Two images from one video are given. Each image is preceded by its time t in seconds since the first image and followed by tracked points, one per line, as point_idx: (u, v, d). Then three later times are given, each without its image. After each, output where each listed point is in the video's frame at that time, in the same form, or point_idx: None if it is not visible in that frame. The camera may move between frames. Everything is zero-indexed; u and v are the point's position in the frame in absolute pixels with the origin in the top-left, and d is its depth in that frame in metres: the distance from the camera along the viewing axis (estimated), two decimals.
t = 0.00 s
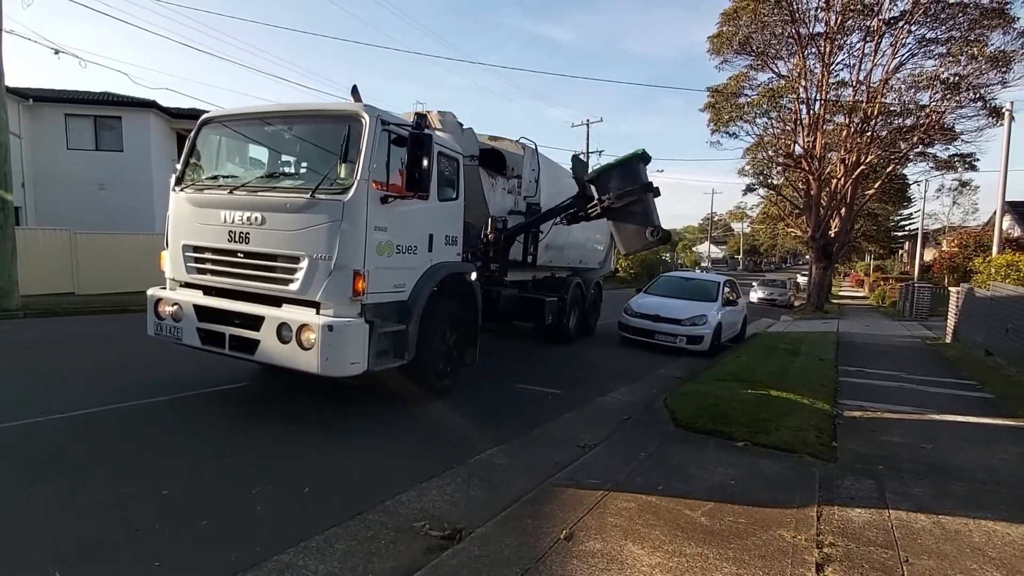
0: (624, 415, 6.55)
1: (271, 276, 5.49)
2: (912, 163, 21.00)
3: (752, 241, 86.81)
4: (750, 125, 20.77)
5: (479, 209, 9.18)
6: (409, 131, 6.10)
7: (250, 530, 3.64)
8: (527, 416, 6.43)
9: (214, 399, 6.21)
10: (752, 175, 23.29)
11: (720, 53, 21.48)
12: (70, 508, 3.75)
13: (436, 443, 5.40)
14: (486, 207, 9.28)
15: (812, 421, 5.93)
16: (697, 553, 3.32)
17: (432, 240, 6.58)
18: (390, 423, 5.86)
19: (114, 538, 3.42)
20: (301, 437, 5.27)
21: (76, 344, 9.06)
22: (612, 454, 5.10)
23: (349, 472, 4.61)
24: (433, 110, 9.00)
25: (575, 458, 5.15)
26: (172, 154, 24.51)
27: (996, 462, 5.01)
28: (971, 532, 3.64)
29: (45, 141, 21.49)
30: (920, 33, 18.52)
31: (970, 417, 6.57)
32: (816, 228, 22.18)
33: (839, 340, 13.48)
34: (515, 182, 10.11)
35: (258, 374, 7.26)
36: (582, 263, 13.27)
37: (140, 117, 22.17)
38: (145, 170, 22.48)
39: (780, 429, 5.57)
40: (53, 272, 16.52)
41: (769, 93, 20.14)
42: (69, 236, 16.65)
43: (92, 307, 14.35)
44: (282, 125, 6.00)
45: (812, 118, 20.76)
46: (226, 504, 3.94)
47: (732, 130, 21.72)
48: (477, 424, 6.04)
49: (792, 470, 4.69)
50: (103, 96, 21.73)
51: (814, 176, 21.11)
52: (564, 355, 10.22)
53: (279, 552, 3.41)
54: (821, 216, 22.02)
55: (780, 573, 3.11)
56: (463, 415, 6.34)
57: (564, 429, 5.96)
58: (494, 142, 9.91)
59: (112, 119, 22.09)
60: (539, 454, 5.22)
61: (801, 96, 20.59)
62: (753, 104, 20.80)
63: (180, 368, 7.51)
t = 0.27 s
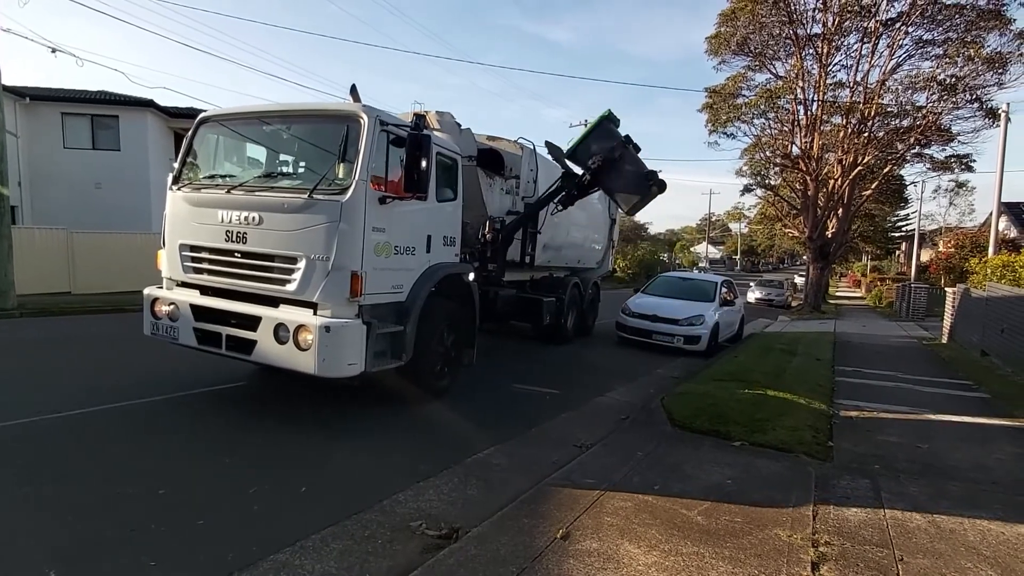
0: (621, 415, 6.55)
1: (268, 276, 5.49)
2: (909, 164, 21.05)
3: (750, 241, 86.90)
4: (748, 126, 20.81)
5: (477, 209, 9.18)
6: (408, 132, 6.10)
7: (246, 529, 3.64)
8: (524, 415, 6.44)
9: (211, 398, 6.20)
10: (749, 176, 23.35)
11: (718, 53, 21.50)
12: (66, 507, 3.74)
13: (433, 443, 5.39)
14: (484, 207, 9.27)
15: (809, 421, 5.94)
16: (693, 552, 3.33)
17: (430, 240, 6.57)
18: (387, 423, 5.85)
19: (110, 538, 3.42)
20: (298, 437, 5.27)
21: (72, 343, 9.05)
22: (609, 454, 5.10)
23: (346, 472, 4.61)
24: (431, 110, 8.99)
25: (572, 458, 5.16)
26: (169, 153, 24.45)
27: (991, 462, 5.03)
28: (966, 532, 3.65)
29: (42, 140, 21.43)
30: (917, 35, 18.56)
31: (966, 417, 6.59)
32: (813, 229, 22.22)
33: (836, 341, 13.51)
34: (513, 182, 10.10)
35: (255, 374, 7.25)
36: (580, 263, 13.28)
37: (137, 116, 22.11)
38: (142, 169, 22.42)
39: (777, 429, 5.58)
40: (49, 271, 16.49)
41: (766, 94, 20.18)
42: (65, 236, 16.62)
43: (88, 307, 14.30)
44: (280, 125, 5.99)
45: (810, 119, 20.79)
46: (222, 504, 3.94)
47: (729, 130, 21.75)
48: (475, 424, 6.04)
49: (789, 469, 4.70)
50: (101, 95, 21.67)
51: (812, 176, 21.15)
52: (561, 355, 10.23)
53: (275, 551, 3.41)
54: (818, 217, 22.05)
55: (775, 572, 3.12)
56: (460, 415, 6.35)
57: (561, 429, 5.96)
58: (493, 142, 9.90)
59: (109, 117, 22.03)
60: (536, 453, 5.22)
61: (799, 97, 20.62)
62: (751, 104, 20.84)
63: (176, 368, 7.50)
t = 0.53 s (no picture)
0: (619, 415, 6.56)
1: (266, 275, 5.48)
2: (906, 164, 21.10)
3: (748, 242, 86.98)
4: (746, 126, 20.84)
5: (475, 209, 9.18)
6: (406, 131, 6.10)
7: (243, 529, 3.64)
8: (523, 415, 6.44)
9: (208, 398, 6.20)
10: (747, 176, 23.39)
11: (716, 54, 21.54)
12: (63, 507, 3.73)
13: (431, 443, 5.39)
14: (483, 207, 9.27)
15: (806, 421, 5.95)
16: (691, 551, 3.34)
17: (428, 240, 6.57)
18: (386, 423, 5.85)
19: (108, 538, 3.42)
20: (296, 437, 5.26)
21: (69, 343, 9.02)
22: (607, 454, 5.10)
23: (344, 471, 4.61)
24: (429, 110, 8.98)
25: (570, 458, 5.16)
26: (167, 152, 24.41)
27: (987, 462, 5.05)
28: (962, 531, 3.67)
29: (39, 139, 21.38)
30: (914, 36, 18.60)
31: (963, 417, 6.61)
32: (811, 229, 22.23)
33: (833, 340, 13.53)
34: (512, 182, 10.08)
35: (253, 374, 7.24)
36: (578, 263, 13.30)
37: (135, 115, 22.06)
38: (140, 168, 22.37)
39: (774, 428, 5.60)
40: (47, 271, 16.46)
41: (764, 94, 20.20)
42: (63, 235, 16.58)
43: (85, 306, 14.26)
44: (278, 125, 5.99)
45: (807, 119, 20.82)
46: (220, 504, 3.94)
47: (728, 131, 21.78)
48: (473, 424, 6.04)
49: (787, 469, 4.71)
50: (98, 94, 21.62)
51: (809, 177, 21.17)
52: (560, 355, 10.23)
53: (273, 551, 3.41)
54: (816, 217, 22.06)
55: (772, 572, 3.13)
56: (459, 414, 6.35)
57: (559, 429, 5.96)
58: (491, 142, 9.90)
59: (107, 117, 21.98)
60: (534, 453, 5.22)
61: (797, 98, 20.65)
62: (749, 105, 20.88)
63: (174, 368, 7.49)
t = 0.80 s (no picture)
0: (617, 416, 6.56)
1: (264, 276, 5.48)
2: (904, 165, 21.14)
3: (746, 242, 87.09)
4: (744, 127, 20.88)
5: (473, 209, 9.18)
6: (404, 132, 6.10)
7: (241, 530, 3.64)
8: (521, 416, 6.45)
9: (206, 399, 6.19)
10: (746, 177, 23.44)
11: (715, 54, 21.60)
12: (60, 508, 3.73)
13: (429, 444, 5.39)
14: (481, 207, 9.27)
15: (804, 421, 5.96)
16: (689, 552, 3.34)
17: (426, 240, 6.57)
18: (384, 424, 5.84)
19: (105, 539, 3.41)
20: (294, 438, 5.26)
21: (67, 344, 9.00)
22: (606, 454, 5.10)
23: (343, 472, 4.61)
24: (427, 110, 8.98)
25: (568, 458, 5.16)
26: (166, 152, 24.39)
27: (984, 462, 5.06)
28: (958, 531, 3.68)
29: (36, 139, 21.35)
30: (912, 36, 18.64)
31: (960, 417, 6.62)
32: (809, 229, 22.24)
33: (831, 341, 13.56)
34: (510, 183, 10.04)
35: (251, 374, 7.24)
36: (576, 264, 13.30)
37: (133, 115, 22.04)
38: (138, 168, 22.34)
39: (772, 429, 5.61)
40: (44, 271, 16.43)
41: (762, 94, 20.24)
42: (60, 236, 16.56)
43: (82, 307, 14.24)
44: (275, 125, 5.99)
45: (805, 120, 20.85)
46: (218, 505, 3.94)
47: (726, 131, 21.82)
48: (471, 425, 6.04)
49: (784, 469, 4.72)
50: (96, 94, 21.60)
51: (807, 177, 21.20)
52: (558, 355, 10.23)
53: (271, 552, 3.41)
54: (814, 217, 22.07)
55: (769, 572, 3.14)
56: (457, 415, 6.35)
57: (558, 430, 5.97)
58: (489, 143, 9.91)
59: (104, 117, 21.96)
60: (532, 454, 5.23)
61: (795, 98, 20.69)
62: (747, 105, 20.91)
63: (172, 368, 7.48)
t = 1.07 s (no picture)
0: (614, 416, 6.55)
1: (260, 276, 5.46)
2: (901, 166, 21.17)
3: (744, 243, 87.16)
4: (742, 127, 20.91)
5: (470, 210, 9.17)
6: (401, 132, 6.09)
7: (236, 532, 3.63)
8: (518, 416, 6.44)
9: (202, 400, 6.18)
10: (743, 177, 23.47)
11: (713, 55, 21.64)
12: (53, 510, 3.71)
13: (425, 445, 5.38)
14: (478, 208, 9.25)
15: (801, 422, 5.96)
16: (685, 553, 3.34)
17: (423, 241, 6.56)
18: (380, 424, 5.83)
19: (100, 541, 3.40)
20: (292, 439, 5.25)
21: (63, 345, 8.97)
22: (603, 455, 5.10)
23: (339, 474, 4.60)
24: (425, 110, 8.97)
25: (565, 459, 5.15)
26: (163, 152, 24.36)
27: (980, 463, 5.07)
28: (954, 532, 3.68)
29: (33, 139, 21.30)
30: (909, 37, 18.68)
31: (957, 417, 6.63)
32: (807, 230, 22.24)
33: (829, 341, 13.56)
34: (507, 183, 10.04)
35: (247, 375, 7.22)
36: (574, 264, 13.29)
37: (130, 114, 22.01)
38: (135, 167, 22.30)
39: (769, 430, 5.61)
40: (41, 271, 16.39)
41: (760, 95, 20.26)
42: (57, 236, 16.52)
43: (79, 307, 14.21)
44: (272, 125, 5.97)
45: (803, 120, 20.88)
46: (214, 507, 3.93)
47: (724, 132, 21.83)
48: (468, 425, 6.02)
49: (781, 470, 4.72)
50: (93, 94, 21.56)
51: (805, 177, 21.22)
52: (555, 356, 10.23)
53: (266, 554, 3.40)
54: (812, 217, 22.07)
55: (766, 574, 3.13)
56: (454, 416, 6.34)
57: (555, 430, 5.96)
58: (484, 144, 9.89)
59: (102, 117, 21.93)
60: (529, 455, 5.22)
61: (793, 99, 20.72)
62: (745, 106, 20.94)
63: (168, 369, 7.46)
